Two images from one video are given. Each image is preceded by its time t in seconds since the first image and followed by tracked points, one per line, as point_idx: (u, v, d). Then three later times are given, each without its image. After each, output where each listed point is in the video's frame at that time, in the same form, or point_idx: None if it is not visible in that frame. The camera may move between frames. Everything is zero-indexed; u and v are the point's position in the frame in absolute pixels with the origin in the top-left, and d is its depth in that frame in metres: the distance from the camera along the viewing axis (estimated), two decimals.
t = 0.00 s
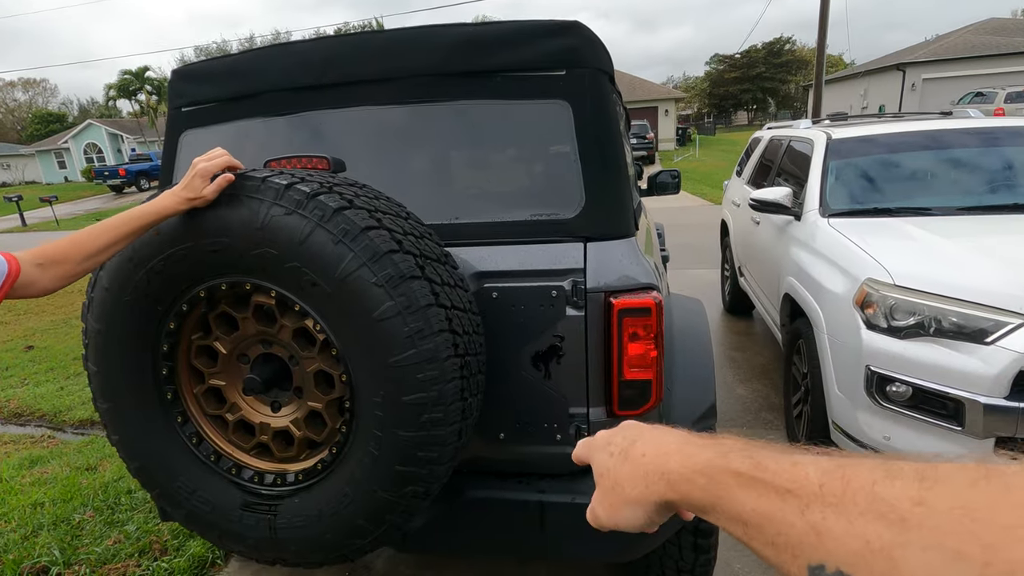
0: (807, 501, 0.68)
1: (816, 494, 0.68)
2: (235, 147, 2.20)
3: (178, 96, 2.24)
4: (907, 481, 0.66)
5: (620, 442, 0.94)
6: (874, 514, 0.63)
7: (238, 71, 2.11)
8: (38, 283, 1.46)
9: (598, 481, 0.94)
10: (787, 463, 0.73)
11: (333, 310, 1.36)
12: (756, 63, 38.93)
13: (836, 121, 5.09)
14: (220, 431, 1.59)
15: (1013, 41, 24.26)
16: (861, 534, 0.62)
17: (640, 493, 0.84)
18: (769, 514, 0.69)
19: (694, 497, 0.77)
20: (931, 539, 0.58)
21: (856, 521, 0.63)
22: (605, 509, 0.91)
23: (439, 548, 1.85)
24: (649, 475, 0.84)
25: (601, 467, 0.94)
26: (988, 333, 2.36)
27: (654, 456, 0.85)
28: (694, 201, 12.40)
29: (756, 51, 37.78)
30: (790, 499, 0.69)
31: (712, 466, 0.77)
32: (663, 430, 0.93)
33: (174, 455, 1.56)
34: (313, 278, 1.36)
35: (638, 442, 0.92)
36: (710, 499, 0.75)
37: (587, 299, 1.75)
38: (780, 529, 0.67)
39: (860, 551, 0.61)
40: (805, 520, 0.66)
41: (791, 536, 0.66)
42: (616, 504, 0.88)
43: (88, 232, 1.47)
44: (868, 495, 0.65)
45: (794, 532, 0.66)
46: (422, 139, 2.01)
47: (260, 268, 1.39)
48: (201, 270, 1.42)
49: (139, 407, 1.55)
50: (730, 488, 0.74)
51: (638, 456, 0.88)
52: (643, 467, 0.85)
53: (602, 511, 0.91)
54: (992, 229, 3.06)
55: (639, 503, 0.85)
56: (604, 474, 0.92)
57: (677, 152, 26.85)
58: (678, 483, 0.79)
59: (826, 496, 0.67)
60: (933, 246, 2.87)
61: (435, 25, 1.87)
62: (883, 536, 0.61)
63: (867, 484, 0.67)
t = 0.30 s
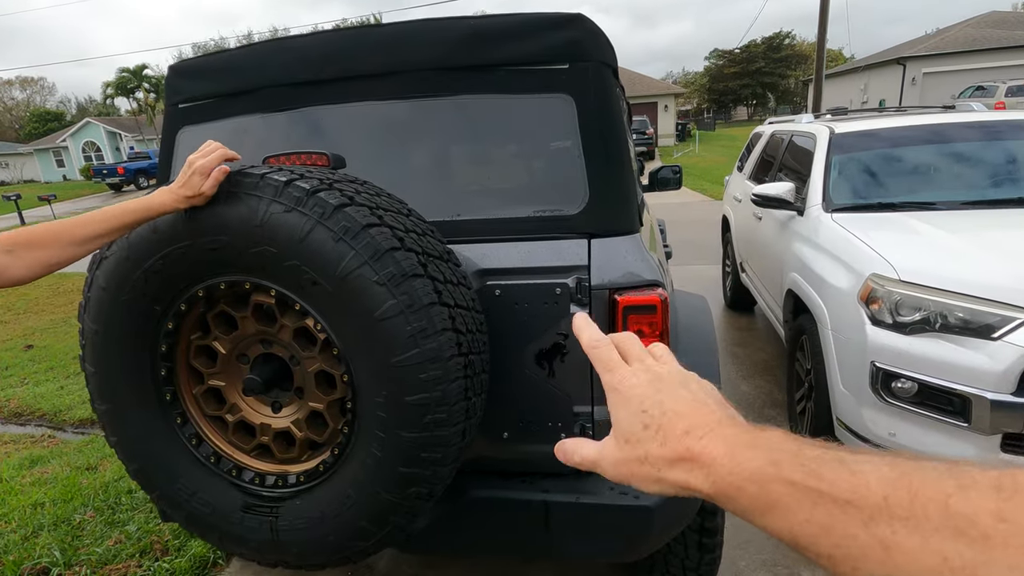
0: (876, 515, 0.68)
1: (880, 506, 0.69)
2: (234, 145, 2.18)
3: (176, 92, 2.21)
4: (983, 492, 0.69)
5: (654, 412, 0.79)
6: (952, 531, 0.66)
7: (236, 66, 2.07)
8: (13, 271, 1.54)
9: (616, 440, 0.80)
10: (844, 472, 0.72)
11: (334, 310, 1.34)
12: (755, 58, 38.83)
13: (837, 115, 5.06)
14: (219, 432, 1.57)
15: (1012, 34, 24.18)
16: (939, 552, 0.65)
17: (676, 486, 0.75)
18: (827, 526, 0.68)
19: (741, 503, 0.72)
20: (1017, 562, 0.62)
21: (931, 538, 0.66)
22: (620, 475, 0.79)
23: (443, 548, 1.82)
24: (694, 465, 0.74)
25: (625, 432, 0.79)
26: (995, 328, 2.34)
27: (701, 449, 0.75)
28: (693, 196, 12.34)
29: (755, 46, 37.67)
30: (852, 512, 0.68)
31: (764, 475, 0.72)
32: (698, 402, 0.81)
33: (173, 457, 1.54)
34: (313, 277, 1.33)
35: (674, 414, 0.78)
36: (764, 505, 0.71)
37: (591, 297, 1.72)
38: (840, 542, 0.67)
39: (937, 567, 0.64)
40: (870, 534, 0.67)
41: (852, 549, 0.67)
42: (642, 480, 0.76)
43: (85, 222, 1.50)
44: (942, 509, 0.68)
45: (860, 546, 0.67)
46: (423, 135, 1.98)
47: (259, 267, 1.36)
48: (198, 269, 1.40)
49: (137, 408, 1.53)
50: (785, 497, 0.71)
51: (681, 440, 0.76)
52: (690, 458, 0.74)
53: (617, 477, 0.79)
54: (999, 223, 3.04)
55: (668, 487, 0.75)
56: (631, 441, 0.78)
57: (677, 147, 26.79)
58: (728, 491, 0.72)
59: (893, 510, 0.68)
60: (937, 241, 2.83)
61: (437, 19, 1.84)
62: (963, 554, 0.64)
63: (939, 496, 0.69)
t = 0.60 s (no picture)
0: (873, 467, 0.68)
1: (874, 458, 0.68)
2: (233, 141, 2.16)
3: (173, 89, 2.20)
4: (986, 442, 0.68)
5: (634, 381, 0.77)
6: (951, 483, 0.65)
7: (234, 62, 2.06)
8: None
9: (604, 418, 0.78)
10: (837, 425, 0.72)
11: (334, 308, 1.32)
12: (755, 54, 38.74)
13: (838, 110, 5.05)
14: (220, 431, 1.56)
15: (1013, 29, 24.07)
16: (936, 503, 0.64)
17: (666, 453, 0.74)
18: (820, 480, 0.68)
19: (729, 461, 0.71)
20: (1016, 511, 0.61)
21: (927, 489, 0.65)
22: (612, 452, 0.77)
23: (442, 546, 1.80)
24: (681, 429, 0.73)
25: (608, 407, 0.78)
26: (997, 323, 2.33)
27: (685, 409, 0.73)
28: (694, 193, 12.31)
29: (755, 41, 37.58)
30: (845, 465, 0.68)
31: (752, 430, 0.71)
32: (684, 367, 0.79)
33: (172, 456, 1.53)
34: (312, 275, 1.32)
35: (657, 382, 0.76)
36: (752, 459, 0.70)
37: (593, 293, 1.71)
38: (832, 495, 0.67)
39: (932, 518, 0.64)
40: (863, 485, 0.67)
41: (846, 500, 0.67)
42: (634, 454, 0.75)
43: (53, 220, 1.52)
44: (942, 462, 0.67)
45: (851, 495, 0.67)
46: (421, 132, 1.97)
47: (258, 265, 1.35)
48: (197, 266, 1.39)
49: (136, 408, 1.52)
50: (774, 450, 0.70)
51: (665, 407, 0.74)
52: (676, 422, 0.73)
53: (610, 455, 0.77)
54: (1001, 216, 3.03)
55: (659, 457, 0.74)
56: (618, 416, 0.76)
57: (677, 144, 26.73)
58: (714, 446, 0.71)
59: (888, 462, 0.68)
60: (940, 238, 2.81)
61: (437, 15, 1.82)
62: (964, 507, 0.63)
63: (938, 448, 0.69)
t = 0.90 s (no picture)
0: (841, 497, 0.70)
1: (843, 488, 0.71)
2: (231, 141, 2.16)
3: (171, 88, 2.19)
4: (942, 472, 0.70)
5: (622, 422, 0.86)
6: (909, 510, 0.66)
7: (231, 62, 2.06)
8: None
9: (598, 458, 0.87)
10: (812, 457, 0.75)
11: (334, 309, 1.33)
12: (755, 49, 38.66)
13: (838, 106, 5.04)
14: (220, 431, 1.57)
15: (1014, 22, 23.99)
16: (896, 530, 0.65)
17: (653, 484, 0.80)
18: (796, 510, 0.71)
19: (711, 490, 0.76)
20: (969, 539, 0.61)
21: (889, 518, 0.66)
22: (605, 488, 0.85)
23: (443, 545, 1.81)
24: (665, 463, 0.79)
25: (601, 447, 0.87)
26: (996, 320, 2.33)
27: (669, 442, 0.81)
28: (694, 188, 12.30)
29: (754, 36, 37.50)
30: (817, 494, 0.71)
31: (731, 460, 0.76)
32: (671, 411, 0.88)
33: (174, 456, 1.53)
34: (312, 277, 1.32)
35: (645, 422, 0.85)
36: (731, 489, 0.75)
37: (592, 293, 1.71)
38: (806, 524, 0.70)
39: (894, 545, 0.64)
40: (834, 514, 0.69)
41: (818, 529, 0.69)
42: (624, 489, 0.83)
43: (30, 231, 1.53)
44: (898, 490, 0.68)
45: (822, 525, 0.69)
46: (418, 132, 1.97)
47: (257, 266, 1.35)
48: (196, 268, 1.39)
49: (137, 408, 1.52)
50: (754, 480, 0.74)
51: (651, 441, 0.82)
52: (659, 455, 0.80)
53: (604, 492, 0.85)
54: (1000, 213, 3.03)
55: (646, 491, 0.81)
56: (608, 453, 0.85)
57: (677, 139, 26.68)
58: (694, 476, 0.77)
59: (856, 491, 0.70)
60: (939, 234, 2.81)
61: (434, 13, 1.82)
62: (923, 534, 0.64)
63: (900, 477, 0.70)
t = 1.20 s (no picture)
0: (846, 494, 0.70)
1: (848, 485, 0.70)
2: (227, 137, 2.15)
3: (165, 84, 2.18)
4: (946, 468, 0.70)
5: (619, 441, 0.88)
6: (913, 506, 0.66)
7: (225, 57, 2.04)
8: None
9: (606, 478, 0.87)
10: (816, 454, 0.75)
11: (330, 305, 1.32)
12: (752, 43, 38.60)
13: (835, 99, 5.04)
14: (219, 428, 1.57)
15: (1012, 15, 23.97)
16: (903, 527, 0.65)
17: (661, 494, 0.80)
18: (802, 506, 0.71)
19: (716, 489, 0.76)
20: (977, 536, 0.62)
21: (896, 515, 0.66)
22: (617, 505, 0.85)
23: (442, 541, 1.82)
24: (669, 470, 0.80)
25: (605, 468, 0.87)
26: (994, 312, 2.33)
27: (671, 448, 0.81)
28: (692, 183, 12.29)
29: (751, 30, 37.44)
30: (823, 491, 0.71)
31: (735, 460, 0.76)
32: (669, 419, 0.89)
33: (172, 453, 1.53)
34: (308, 272, 1.31)
35: (646, 435, 0.86)
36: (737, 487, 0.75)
37: (590, 288, 1.71)
38: (813, 521, 0.69)
39: (902, 541, 0.64)
40: (840, 512, 0.69)
41: (825, 526, 0.69)
42: (635, 503, 0.82)
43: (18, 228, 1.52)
44: (903, 488, 0.68)
45: (829, 523, 0.69)
46: (415, 127, 1.96)
47: (254, 262, 1.35)
48: (192, 264, 1.38)
49: (134, 406, 1.51)
50: (760, 479, 0.74)
51: (653, 450, 0.83)
52: (662, 463, 0.81)
53: (618, 509, 0.85)
54: (996, 206, 3.03)
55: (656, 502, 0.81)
56: (615, 471, 0.85)
57: (675, 134, 26.64)
58: (699, 479, 0.77)
59: (862, 487, 0.70)
60: (937, 227, 2.81)
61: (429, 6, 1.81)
62: (930, 531, 0.64)
63: (905, 474, 0.70)
